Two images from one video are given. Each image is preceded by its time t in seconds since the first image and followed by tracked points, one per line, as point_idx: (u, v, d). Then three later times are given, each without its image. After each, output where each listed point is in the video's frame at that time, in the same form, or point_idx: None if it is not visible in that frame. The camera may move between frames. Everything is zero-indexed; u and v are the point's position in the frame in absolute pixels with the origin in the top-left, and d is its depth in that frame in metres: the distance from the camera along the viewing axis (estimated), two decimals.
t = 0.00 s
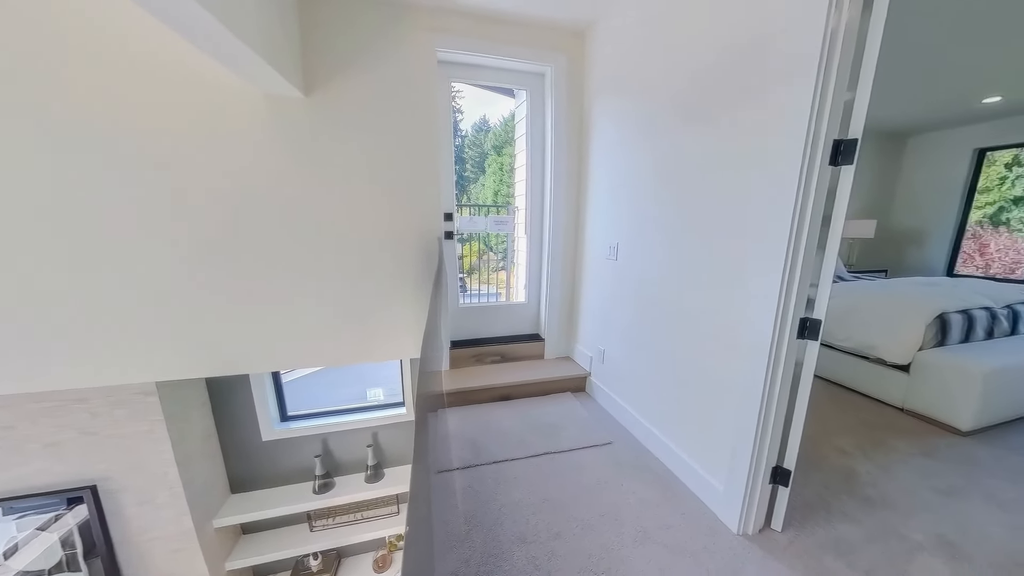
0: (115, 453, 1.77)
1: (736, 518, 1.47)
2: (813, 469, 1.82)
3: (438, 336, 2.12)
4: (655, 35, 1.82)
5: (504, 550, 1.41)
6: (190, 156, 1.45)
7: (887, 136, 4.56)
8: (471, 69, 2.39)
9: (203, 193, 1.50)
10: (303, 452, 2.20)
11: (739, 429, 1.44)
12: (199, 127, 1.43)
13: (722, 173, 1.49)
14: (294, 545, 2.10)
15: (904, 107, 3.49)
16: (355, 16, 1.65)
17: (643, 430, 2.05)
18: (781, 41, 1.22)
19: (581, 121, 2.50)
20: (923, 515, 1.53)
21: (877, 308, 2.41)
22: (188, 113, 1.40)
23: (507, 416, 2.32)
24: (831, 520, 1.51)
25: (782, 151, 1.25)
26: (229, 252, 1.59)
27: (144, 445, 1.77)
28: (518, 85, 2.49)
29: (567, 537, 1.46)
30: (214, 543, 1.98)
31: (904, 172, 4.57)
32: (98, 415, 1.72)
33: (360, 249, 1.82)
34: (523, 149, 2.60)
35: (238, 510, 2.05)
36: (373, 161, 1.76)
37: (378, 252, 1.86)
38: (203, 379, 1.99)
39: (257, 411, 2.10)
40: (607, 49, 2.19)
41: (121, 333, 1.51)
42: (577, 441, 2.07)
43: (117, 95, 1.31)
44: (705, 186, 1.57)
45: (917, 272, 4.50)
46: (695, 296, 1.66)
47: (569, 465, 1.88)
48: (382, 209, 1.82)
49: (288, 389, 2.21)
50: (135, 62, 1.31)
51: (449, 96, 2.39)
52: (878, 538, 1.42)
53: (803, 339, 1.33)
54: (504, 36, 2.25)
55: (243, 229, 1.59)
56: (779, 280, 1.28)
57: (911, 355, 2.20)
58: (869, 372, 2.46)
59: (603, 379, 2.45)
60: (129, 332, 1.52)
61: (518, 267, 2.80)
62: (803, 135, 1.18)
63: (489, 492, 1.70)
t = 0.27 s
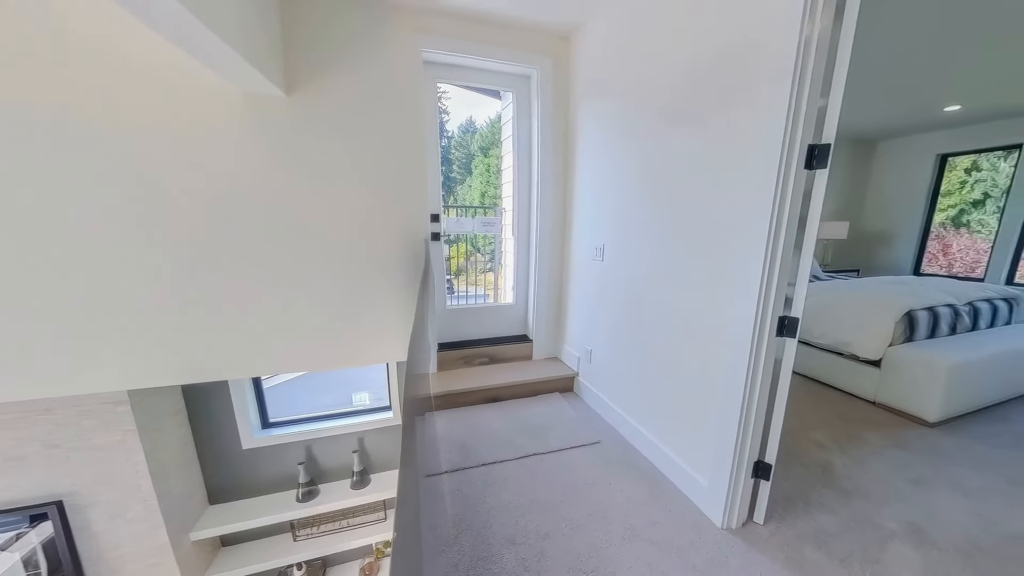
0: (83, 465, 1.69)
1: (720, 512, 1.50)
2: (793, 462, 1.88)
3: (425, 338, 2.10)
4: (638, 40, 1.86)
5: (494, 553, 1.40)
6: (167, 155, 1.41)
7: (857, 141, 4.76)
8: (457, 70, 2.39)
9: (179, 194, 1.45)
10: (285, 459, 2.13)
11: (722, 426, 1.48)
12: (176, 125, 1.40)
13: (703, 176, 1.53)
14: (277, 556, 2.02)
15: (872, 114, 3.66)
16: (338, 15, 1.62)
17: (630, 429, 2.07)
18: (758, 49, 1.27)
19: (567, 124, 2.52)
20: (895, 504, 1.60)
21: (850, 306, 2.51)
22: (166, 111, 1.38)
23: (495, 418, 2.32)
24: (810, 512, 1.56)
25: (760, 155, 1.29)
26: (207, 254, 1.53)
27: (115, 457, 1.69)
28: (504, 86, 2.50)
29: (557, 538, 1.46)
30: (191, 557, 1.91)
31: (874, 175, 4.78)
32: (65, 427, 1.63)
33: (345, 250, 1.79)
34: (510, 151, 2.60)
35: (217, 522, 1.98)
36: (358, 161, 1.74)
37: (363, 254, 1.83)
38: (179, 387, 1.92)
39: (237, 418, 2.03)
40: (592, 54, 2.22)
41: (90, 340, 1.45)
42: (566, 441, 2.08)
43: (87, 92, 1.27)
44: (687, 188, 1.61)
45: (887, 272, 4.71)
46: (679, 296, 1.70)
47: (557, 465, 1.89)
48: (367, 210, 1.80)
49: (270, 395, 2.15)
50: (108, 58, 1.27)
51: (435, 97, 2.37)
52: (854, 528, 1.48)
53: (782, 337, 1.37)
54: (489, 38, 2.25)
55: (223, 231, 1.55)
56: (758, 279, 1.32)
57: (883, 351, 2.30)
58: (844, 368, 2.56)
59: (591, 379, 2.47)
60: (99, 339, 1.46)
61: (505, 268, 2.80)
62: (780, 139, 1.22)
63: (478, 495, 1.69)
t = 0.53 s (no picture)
0: (48, 480, 1.60)
1: (705, 507, 1.53)
2: (774, 456, 1.94)
3: (412, 341, 2.07)
4: (621, 45, 1.89)
5: (483, 556, 1.39)
6: (140, 153, 1.35)
7: (830, 146, 4.96)
8: (442, 71, 2.37)
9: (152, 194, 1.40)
10: (267, 467, 2.06)
11: (706, 422, 1.51)
12: (149, 122, 1.34)
13: (685, 178, 1.57)
14: (258, 568, 1.94)
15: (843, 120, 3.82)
16: (320, 12, 1.60)
17: (617, 428, 2.09)
18: (737, 56, 1.31)
19: (553, 126, 2.54)
20: (868, 494, 1.67)
21: (825, 304, 2.61)
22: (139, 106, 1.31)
23: (483, 420, 2.31)
24: (791, 504, 1.62)
25: (740, 158, 1.33)
26: (183, 257, 1.48)
27: (82, 470, 1.61)
28: (490, 88, 2.50)
29: (546, 538, 1.46)
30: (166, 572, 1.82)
31: (846, 179, 4.98)
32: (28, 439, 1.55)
33: (329, 252, 1.76)
34: (496, 152, 2.60)
35: (194, 535, 1.90)
36: (342, 160, 1.71)
37: (348, 255, 1.80)
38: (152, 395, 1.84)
39: (215, 426, 1.95)
40: (577, 57, 2.25)
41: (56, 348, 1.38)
42: (554, 441, 2.08)
43: (53, 88, 1.21)
44: (671, 191, 1.64)
45: (859, 271, 4.92)
46: (664, 296, 1.73)
47: (546, 466, 1.89)
48: (352, 211, 1.76)
49: (251, 402, 2.09)
50: (76, 52, 1.21)
51: (421, 97, 2.35)
52: (831, 518, 1.54)
53: (761, 335, 1.41)
54: (475, 39, 2.25)
55: (200, 232, 1.49)
56: (739, 279, 1.35)
57: (856, 348, 2.40)
58: (820, 364, 2.66)
59: (578, 379, 2.49)
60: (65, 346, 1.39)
61: (493, 269, 2.79)
62: (758, 144, 1.26)
63: (467, 498, 1.68)
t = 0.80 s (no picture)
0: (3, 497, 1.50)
1: (688, 503, 1.57)
2: (753, 450, 2.01)
3: (396, 344, 2.04)
4: (603, 50, 1.92)
5: (470, 560, 1.38)
6: (109, 152, 1.31)
7: (801, 152, 5.18)
8: (426, 72, 2.36)
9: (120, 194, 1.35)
10: (245, 477, 1.99)
11: (688, 419, 1.55)
12: (121, 120, 1.30)
13: (666, 181, 1.61)
14: None
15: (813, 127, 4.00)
16: (299, 9, 1.56)
17: (603, 427, 2.12)
18: (714, 62, 1.35)
19: (537, 128, 2.56)
20: (840, 484, 1.74)
21: (798, 303, 2.72)
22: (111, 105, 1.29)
23: (470, 422, 2.29)
24: (769, 497, 1.67)
25: (717, 162, 1.37)
26: (155, 259, 1.43)
27: (40, 488, 1.51)
28: (474, 89, 2.49)
29: (533, 540, 1.46)
30: None
31: (816, 183, 5.21)
32: None
33: (310, 254, 1.72)
34: (481, 154, 2.60)
35: (167, 551, 1.81)
36: (323, 160, 1.67)
37: (330, 257, 1.76)
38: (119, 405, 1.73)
39: (188, 436, 1.86)
40: (561, 61, 2.27)
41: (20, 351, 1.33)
42: (541, 442, 2.09)
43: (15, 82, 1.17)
44: (653, 193, 1.68)
45: (829, 271, 5.15)
46: (646, 296, 1.77)
47: (533, 467, 1.90)
48: (334, 212, 1.73)
49: (227, 410, 2.00)
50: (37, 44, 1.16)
51: (404, 97, 2.33)
52: (806, 508, 1.60)
53: (739, 333, 1.46)
54: (458, 41, 2.25)
55: (174, 234, 1.46)
56: (718, 279, 1.40)
57: (827, 344, 2.51)
58: (795, 360, 2.76)
59: (564, 379, 2.51)
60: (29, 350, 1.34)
61: (478, 271, 2.78)
62: (734, 148, 1.30)
63: (454, 503, 1.66)
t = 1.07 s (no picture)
0: None
1: (674, 499, 1.60)
2: (735, 446, 2.06)
3: (382, 346, 2.00)
4: (588, 54, 1.95)
5: (459, 564, 1.37)
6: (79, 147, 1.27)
7: (778, 156, 5.36)
8: (411, 72, 2.34)
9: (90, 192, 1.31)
10: (224, 488, 1.90)
11: (674, 416, 1.58)
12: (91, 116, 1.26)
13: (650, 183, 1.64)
14: None
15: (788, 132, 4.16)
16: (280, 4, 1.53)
17: (591, 427, 2.14)
18: (695, 69, 1.39)
19: (524, 130, 2.57)
20: (818, 476, 1.81)
21: (777, 302, 2.81)
22: (79, 100, 1.25)
23: (458, 425, 2.27)
24: (751, 491, 1.72)
25: (699, 166, 1.40)
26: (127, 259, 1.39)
27: None
28: (460, 90, 2.48)
29: (522, 541, 1.46)
30: None
31: (793, 186, 5.41)
32: None
33: (292, 255, 1.68)
34: (468, 155, 2.59)
35: (141, 567, 1.73)
36: (306, 159, 1.64)
37: (313, 258, 1.73)
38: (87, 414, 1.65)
39: (162, 446, 1.78)
40: (546, 64, 2.29)
41: None
42: (529, 443, 2.09)
43: None
44: (637, 195, 1.71)
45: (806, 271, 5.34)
46: (632, 297, 1.79)
47: (521, 468, 1.90)
48: (318, 213, 1.70)
49: (206, 417, 1.96)
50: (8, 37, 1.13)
51: (389, 97, 2.30)
52: (786, 501, 1.65)
53: (722, 332, 1.50)
54: (444, 41, 2.24)
55: (149, 234, 1.41)
56: (701, 278, 1.43)
57: (805, 342, 2.60)
58: (774, 358, 2.85)
59: (552, 380, 2.52)
60: None
61: (466, 272, 2.77)
62: (715, 152, 1.34)
63: (442, 506, 1.64)
